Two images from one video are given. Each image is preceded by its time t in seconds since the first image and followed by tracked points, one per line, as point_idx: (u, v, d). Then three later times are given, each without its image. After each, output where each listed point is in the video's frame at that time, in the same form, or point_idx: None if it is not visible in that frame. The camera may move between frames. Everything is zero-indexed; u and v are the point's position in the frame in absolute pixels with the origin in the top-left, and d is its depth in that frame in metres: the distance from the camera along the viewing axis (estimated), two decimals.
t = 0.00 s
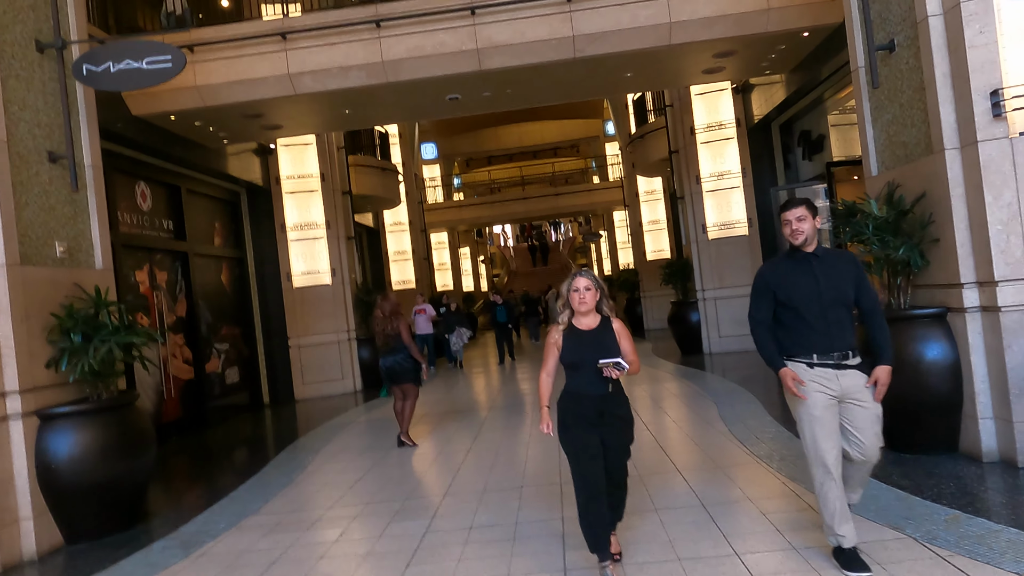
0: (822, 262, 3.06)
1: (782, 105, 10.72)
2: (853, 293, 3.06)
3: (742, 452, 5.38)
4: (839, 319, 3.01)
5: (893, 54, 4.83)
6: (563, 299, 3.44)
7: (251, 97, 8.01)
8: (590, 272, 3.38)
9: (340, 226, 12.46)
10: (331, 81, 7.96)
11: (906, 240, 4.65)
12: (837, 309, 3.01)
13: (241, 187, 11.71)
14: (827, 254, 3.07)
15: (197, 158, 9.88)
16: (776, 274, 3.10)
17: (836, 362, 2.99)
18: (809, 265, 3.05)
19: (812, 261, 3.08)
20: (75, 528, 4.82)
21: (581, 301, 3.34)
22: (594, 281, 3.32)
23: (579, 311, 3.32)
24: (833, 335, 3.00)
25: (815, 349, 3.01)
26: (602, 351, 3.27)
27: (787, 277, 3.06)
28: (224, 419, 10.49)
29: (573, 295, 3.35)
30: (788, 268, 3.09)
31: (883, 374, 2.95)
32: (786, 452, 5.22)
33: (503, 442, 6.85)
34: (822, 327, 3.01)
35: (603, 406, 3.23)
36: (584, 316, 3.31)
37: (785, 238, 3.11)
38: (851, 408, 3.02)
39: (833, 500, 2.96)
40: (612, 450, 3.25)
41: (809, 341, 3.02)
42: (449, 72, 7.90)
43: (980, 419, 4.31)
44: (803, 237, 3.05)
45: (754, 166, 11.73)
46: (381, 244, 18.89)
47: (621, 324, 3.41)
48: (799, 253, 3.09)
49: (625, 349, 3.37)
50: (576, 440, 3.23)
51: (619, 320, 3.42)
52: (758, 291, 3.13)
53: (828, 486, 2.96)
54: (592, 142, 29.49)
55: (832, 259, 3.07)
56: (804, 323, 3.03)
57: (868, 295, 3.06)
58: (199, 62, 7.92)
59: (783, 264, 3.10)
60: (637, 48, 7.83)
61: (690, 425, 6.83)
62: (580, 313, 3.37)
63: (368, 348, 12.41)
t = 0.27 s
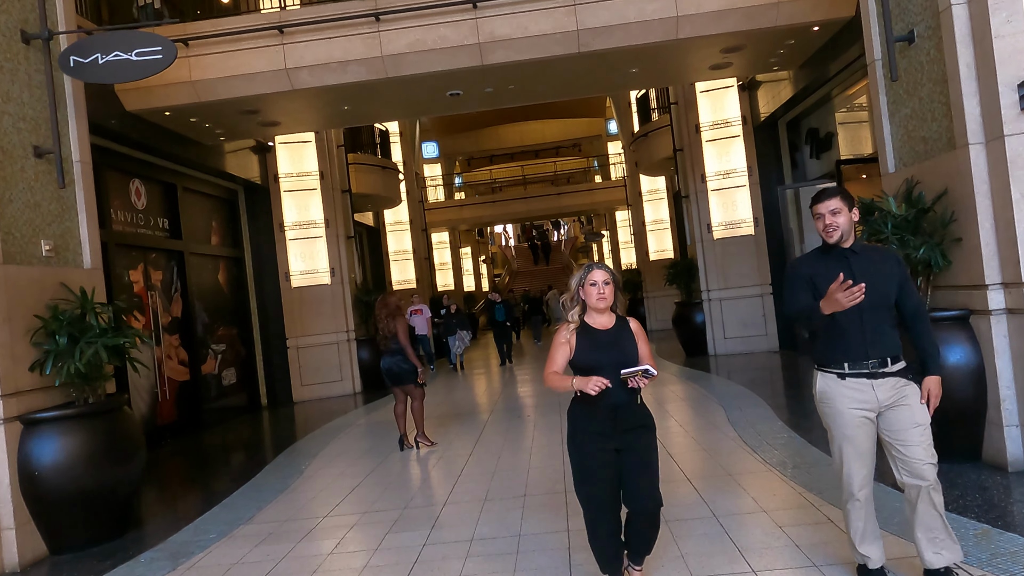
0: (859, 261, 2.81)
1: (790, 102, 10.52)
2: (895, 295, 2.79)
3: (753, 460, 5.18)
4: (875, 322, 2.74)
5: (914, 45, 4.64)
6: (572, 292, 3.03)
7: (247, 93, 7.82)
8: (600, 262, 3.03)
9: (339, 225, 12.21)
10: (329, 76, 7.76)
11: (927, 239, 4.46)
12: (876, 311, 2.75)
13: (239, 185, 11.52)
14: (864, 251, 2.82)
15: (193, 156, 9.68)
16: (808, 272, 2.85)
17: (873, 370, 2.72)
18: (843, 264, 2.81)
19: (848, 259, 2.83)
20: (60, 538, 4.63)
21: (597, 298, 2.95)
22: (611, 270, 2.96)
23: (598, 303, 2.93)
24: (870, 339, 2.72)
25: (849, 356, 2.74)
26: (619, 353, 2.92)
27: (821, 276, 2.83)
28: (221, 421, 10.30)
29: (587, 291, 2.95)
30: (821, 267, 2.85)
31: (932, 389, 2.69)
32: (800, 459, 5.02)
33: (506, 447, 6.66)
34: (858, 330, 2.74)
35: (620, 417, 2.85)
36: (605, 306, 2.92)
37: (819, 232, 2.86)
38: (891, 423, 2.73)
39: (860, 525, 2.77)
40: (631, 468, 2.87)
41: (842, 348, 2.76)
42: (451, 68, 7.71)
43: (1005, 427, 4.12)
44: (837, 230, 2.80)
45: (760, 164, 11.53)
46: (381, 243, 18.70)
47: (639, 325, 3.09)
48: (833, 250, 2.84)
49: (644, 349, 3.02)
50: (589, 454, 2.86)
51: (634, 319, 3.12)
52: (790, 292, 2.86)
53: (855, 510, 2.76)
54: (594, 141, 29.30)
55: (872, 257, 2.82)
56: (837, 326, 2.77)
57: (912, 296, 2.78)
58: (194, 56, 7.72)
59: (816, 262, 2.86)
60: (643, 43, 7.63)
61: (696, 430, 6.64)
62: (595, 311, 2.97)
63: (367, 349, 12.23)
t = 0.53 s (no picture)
0: (924, 254, 2.40)
1: (796, 96, 10.30)
2: (963, 294, 2.41)
3: (762, 463, 4.97)
4: (941, 329, 2.36)
5: (933, 29, 4.42)
6: (590, 290, 2.56)
7: (239, 83, 7.61)
8: (618, 254, 2.58)
9: (336, 220, 11.97)
10: (324, 66, 7.55)
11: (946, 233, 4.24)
12: (943, 315, 2.36)
13: (234, 179, 11.30)
14: (931, 243, 2.42)
15: (186, 149, 9.47)
16: (860, 271, 2.45)
17: (937, 383, 2.37)
18: (905, 259, 2.41)
19: (913, 251, 2.42)
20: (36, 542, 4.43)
21: (621, 293, 2.48)
22: (633, 262, 2.53)
23: (623, 300, 2.47)
24: (935, 349, 2.36)
25: (908, 368, 2.39)
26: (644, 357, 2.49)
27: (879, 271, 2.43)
28: (214, 421, 10.11)
29: (610, 288, 2.48)
30: (878, 260, 2.44)
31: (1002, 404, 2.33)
32: (811, 463, 4.81)
33: (505, 449, 6.46)
34: (922, 338, 2.37)
35: (643, 433, 2.40)
36: (632, 302, 2.47)
37: (878, 218, 2.47)
38: (950, 444, 2.40)
39: (892, 538, 2.56)
40: (657, 496, 2.39)
41: (901, 359, 2.39)
42: (448, 58, 7.50)
43: None
44: (901, 216, 2.41)
45: (766, 160, 11.31)
46: (380, 240, 18.50)
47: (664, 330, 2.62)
48: (893, 240, 2.45)
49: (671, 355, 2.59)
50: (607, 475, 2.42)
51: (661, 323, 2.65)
52: (840, 292, 2.47)
53: (888, 531, 2.56)
54: (595, 139, 29.09)
55: (939, 250, 2.42)
56: (896, 334, 2.40)
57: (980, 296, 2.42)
58: (185, 45, 7.51)
59: (872, 257, 2.45)
60: (647, 33, 7.42)
61: (702, 432, 6.43)
62: (617, 310, 2.51)
63: (364, 347, 12.03)
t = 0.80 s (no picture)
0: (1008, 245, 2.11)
1: (800, 92, 10.12)
2: None
3: (772, 472, 4.78)
4: None
5: (951, 20, 4.24)
6: (623, 288, 2.27)
7: (232, 77, 7.41)
8: (655, 249, 2.30)
9: (332, 218, 11.82)
10: (319, 60, 7.36)
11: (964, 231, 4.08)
12: None
13: (229, 176, 11.11)
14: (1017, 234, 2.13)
15: (180, 145, 9.28)
16: (937, 257, 2.16)
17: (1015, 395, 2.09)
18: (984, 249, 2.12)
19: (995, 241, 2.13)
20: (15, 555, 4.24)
21: (660, 294, 2.19)
22: (672, 259, 2.24)
23: (661, 300, 2.18)
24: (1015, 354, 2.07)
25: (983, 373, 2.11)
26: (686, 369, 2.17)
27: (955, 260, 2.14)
28: (209, 422, 9.93)
29: (646, 287, 2.20)
30: (956, 249, 2.16)
31: None
32: (823, 472, 4.62)
33: (505, 454, 6.28)
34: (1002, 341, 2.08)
35: (689, 457, 2.08)
36: (672, 303, 2.18)
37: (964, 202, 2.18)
38: None
39: None
40: (701, 527, 2.08)
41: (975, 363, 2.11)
42: (446, 51, 7.31)
43: None
44: (992, 198, 2.14)
45: (770, 157, 11.13)
46: (379, 238, 18.31)
47: (709, 333, 2.33)
48: (973, 227, 2.16)
49: (717, 367, 2.29)
50: (648, 508, 2.08)
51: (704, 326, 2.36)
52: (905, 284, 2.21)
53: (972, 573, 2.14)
54: (595, 136, 28.91)
55: None
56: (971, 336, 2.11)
57: None
58: (176, 39, 7.31)
59: (949, 246, 2.17)
60: (650, 27, 7.23)
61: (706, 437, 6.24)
62: (653, 313, 2.22)
63: (361, 348, 11.84)
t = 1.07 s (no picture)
0: None
1: (806, 84, 9.93)
2: None
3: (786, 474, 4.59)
4: None
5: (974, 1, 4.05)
6: (662, 274, 2.03)
7: (225, 70, 7.22)
8: (700, 230, 2.05)
9: (330, 214, 11.63)
10: (314, 52, 7.17)
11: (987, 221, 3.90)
12: None
13: (225, 172, 10.91)
14: None
15: (173, 140, 9.09)
16: None
17: None
18: None
19: None
20: None
21: (705, 279, 1.94)
22: (720, 241, 1.99)
23: (708, 288, 1.93)
24: None
25: None
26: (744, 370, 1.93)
27: None
28: (205, 422, 9.76)
29: (690, 271, 1.96)
30: None
31: None
32: (840, 475, 4.43)
33: (507, 456, 6.09)
34: None
35: (751, 474, 1.87)
36: (720, 292, 1.93)
37: None
38: None
39: None
40: (759, 549, 1.92)
41: None
42: (445, 42, 7.11)
43: None
44: None
45: (775, 151, 10.94)
46: (377, 235, 18.13)
47: (763, 325, 2.08)
48: None
49: (774, 364, 2.04)
50: (702, 532, 1.88)
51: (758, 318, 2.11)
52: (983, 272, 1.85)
53: None
54: (596, 133, 28.71)
55: None
56: None
57: None
58: (167, 30, 7.12)
59: None
60: (655, 16, 7.04)
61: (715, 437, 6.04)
62: (696, 302, 1.98)
63: (360, 346, 11.68)
